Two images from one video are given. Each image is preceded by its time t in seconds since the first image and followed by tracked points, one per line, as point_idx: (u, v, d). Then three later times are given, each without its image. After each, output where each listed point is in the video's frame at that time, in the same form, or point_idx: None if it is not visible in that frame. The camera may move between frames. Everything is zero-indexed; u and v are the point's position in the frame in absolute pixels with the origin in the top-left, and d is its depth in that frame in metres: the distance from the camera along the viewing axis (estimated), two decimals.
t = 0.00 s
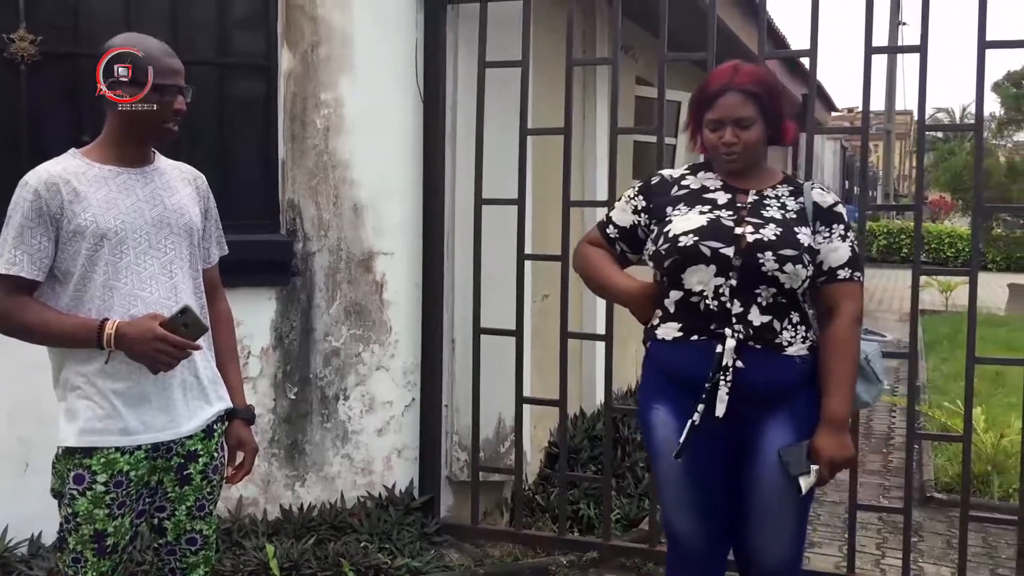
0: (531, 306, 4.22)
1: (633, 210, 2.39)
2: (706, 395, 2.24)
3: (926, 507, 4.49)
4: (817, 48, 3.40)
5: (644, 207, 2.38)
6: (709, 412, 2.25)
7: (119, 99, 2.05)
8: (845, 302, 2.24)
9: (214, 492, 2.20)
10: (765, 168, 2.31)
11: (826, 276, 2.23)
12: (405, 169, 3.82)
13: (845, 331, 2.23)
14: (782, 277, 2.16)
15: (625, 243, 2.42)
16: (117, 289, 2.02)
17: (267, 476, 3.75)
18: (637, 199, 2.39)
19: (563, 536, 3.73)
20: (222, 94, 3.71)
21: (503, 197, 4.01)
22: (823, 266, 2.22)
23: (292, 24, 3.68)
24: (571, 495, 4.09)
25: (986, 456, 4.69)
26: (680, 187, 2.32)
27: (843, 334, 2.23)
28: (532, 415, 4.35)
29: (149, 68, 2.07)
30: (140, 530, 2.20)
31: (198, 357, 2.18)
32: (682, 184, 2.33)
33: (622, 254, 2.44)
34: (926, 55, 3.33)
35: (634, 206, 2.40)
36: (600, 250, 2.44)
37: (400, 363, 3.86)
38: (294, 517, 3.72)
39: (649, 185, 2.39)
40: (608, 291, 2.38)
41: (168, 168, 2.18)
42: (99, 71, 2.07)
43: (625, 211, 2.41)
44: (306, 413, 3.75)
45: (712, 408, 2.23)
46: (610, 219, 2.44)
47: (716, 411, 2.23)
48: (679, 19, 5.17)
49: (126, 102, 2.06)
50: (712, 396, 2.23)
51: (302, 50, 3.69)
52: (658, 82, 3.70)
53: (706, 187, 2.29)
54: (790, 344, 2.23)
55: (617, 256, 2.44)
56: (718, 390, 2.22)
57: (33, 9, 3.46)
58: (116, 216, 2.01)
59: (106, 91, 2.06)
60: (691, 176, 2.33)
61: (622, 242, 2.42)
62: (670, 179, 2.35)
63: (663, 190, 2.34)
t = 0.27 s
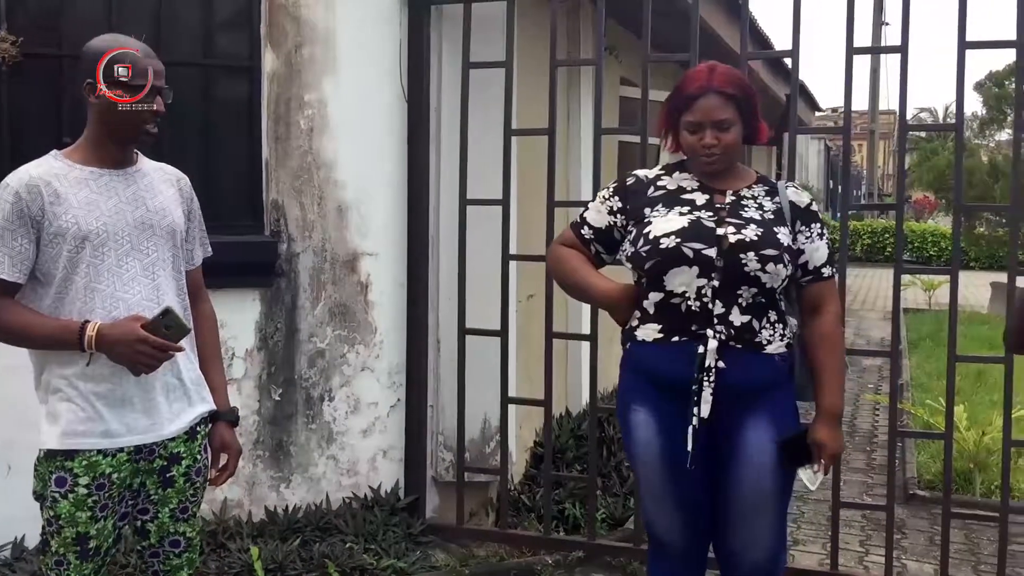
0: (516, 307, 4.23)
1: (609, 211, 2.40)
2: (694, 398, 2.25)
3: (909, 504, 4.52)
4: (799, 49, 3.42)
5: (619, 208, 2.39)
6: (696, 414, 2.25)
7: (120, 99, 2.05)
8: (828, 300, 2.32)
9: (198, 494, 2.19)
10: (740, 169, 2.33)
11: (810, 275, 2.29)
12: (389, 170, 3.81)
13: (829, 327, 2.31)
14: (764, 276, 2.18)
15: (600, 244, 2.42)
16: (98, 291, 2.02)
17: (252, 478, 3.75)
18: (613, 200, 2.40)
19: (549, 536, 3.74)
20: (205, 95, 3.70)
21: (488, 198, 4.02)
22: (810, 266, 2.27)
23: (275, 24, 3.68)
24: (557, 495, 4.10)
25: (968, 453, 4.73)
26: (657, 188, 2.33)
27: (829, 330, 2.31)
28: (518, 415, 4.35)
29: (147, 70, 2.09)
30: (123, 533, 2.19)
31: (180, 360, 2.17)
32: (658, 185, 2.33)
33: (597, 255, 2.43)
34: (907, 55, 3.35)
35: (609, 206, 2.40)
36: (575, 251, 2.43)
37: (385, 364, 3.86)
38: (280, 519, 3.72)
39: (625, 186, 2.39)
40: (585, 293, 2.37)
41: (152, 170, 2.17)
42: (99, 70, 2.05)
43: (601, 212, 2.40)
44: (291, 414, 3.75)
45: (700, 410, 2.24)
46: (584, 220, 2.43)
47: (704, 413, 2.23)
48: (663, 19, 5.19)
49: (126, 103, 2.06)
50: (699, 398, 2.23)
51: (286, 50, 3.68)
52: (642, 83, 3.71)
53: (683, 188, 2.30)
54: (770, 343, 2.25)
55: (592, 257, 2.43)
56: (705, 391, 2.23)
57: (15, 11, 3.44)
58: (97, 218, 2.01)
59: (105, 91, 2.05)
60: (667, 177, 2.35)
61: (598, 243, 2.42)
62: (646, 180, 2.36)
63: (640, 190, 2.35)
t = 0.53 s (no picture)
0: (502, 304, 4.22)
1: (588, 211, 2.41)
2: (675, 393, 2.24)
3: (893, 498, 4.54)
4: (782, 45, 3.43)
5: (598, 207, 2.40)
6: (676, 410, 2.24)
7: (121, 99, 2.05)
8: (809, 294, 2.34)
9: (181, 494, 2.17)
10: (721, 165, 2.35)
11: (790, 271, 2.30)
12: (374, 168, 3.80)
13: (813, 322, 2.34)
14: (744, 272, 2.18)
15: (580, 244, 2.45)
16: (78, 291, 2.00)
17: (237, 477, 3.74)
18: (592, 199, 2.41)
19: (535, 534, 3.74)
20: (188, 94, 3.68)
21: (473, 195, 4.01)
22: (789, 261, 2.29)
23: (258, 22, 3.66)
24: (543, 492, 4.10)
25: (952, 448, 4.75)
26: (635, 186, 2.33)
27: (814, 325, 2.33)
28: (504, 413, 4.35)
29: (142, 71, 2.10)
30: (105, 533, 2.17)
31: (162, 360, 2.16)
32: (637, 182, 2.34)
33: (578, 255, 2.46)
34: (890, 51, 3.36)
35: (588, 206, 2.41)
36: (557, 252, 2.45)
37: (370, 362, 3.85)
38: (265, 518, 3.71)
39: (603, 185, 2.40)
40: (566, 291, 2.40)
41: (132, 168, 2.15)
42: (99, 70, 2.04)
43: (580, 212, 2.42)
44: (276, 413, 3.74)
45: (679, 405, 2.23)
46: (564, 220, 2.45)
47: (681, 408, 2.23)
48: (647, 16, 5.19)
49: (126, 103, 2.07)
50: (678, 394, 2.23)
51: (269, 48, 3.66)
52: (626, 80, 3.70)
53: (662, 186, 2.30)
54: (753, 338, 2.25)
55: (573, 257, 2.46)
56: (684, 387, 2.22)
57: None
58: (76, 218, 1.99)
59: (106, 91, 2.04)
60: (645, 175, 2.35)
61: (577, 242, 2.44)
62: (624, 178, 2.37)
63: (618, 189, 2.35)
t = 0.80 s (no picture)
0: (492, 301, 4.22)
1: (575, 209, 2.41)
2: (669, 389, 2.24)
3: (883, 492, 4.56)
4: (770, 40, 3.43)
5: (585, 205, 2.40)
6: (670, 404, 2.24)
7: (120, 100, 2.07)
8: (794, 286, 2.33)
9: (169, 493, 2.17)
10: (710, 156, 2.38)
11: (774, 263, 2.30)
12: (363, 165, 3.80)
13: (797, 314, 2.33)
14: (735, 267, 2.19)
15: (568, 243, 2.45)
16: (65, 289, 1.99)
17: (227, 475, 3.73)
18: (579, 197, 2.41)
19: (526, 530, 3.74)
20: (176, 91, 3.67)
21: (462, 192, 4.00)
22: (773, 254, 2.29)
23: (246, 19, 3.65)
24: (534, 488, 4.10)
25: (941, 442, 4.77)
26: (622, 183, 2.34)
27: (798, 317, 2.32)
28: (495, 410, 4.35)
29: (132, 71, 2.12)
30: (93, 532, 2.16)
31: (150, 358, 2.15)
32: (624, 179, 2.35)
33: (566, 255, 2.46)
34: (877, 47, 3.37)
35: (575, 204, 2.41)
36: (544, 252, 2.46)
37: (360, 359, 3.84)
38: (256, 516, 3.71)
39: (589, 182, 2.41)
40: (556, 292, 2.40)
41: (118, 165, 2.14)
42: (99, 70, 2.03)
43: (567, 211, 2.42)
44: (266, 411, 3.74)
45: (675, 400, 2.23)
46: (551, 220, 2.46)
47: (678, 403, 2.22)
48: (636, 12, 5.19)
49: (121, 101, 2.09)
50: (674, 388, 2.22)
51: (256, 45, 3.65)
52: (614, 75, 3.70)
53: (649, 182, 2.31)
54: (745, 331, 2.26)
55: (561, 256, 2.46)
56: (680, 381, 2.22)
57: None
58: (63, 215, 1.99)
59: (106, 91, 2.04)
60: (631, 171, 2.36)
61: (565, 241, 2.44)
62: (611, 176, 2.37)
63: (605, 187, 2.36)
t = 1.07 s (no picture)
0: (486, 299, 4.22)
1: (568, 207, 2.41)
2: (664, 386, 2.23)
3: (877, 489, 4.56)
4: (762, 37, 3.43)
5: (579, 203, 2.40)
6: (667, 401, 2.23)
7: (118, 100, 2.08)
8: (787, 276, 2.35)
9: (162, 492, 2.16)
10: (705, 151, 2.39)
11: (771, 260, 2.32)
12: (356, 163, 3.79)
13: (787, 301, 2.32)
14: (728, 263, 2.19)
15: (562, 241, 2.44)
16: (56, 289, 1.99)
17: (220, 475, 3.73)
18: (572, 195, 2.41)
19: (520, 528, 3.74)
20: (167, 90, 3.66)
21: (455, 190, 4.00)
22: (769, 250, 2.31)
23: (238, 18, 3.64)
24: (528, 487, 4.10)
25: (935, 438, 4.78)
26: (616, 180, 2.34)
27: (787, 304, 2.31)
28: (489, 408, 4.35)
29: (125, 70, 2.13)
30: (85, 532, 2.15)
31: (141, 358, 2.14)
32: (618, 177, 2.35)
33: (561, 253, 2.46)
34: (870, 44, 3.37)
35: (569, 202, 2.41)
36: (538, 251, 2.45)
37: (354, 358, 3.84)
38: (249, 515, 3.70)
39: (583, 180, 2.40)
40: (551, 292, 2.40)
41: (109, 165, 2.14)
42: (99, 71, 2.02)
43: (561, 209, 2.42)
44: (259, 410, 3.73)
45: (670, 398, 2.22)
46: (545, 217, 2.45)
47: (674, 401, 2.21)
48: (629, 10, 5.19)
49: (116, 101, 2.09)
50: (669, 387, 2.22)
51: (248, 43, 3.65)
52: (607, 73, 3.69)
53: (642, 179, 2.31)
54: (739, 328, 2.26)
55: (555, 254, 2.46)
56: (675, 379, 2.21)
57: None
58: (54, 215, 1.98)
59: (106, 91, 2.05)
60: (625, 169, 2.36)
61: (558, 239, 2.44)
62: (605, 174, 2.37)
63: (599, 185, 2.36)
